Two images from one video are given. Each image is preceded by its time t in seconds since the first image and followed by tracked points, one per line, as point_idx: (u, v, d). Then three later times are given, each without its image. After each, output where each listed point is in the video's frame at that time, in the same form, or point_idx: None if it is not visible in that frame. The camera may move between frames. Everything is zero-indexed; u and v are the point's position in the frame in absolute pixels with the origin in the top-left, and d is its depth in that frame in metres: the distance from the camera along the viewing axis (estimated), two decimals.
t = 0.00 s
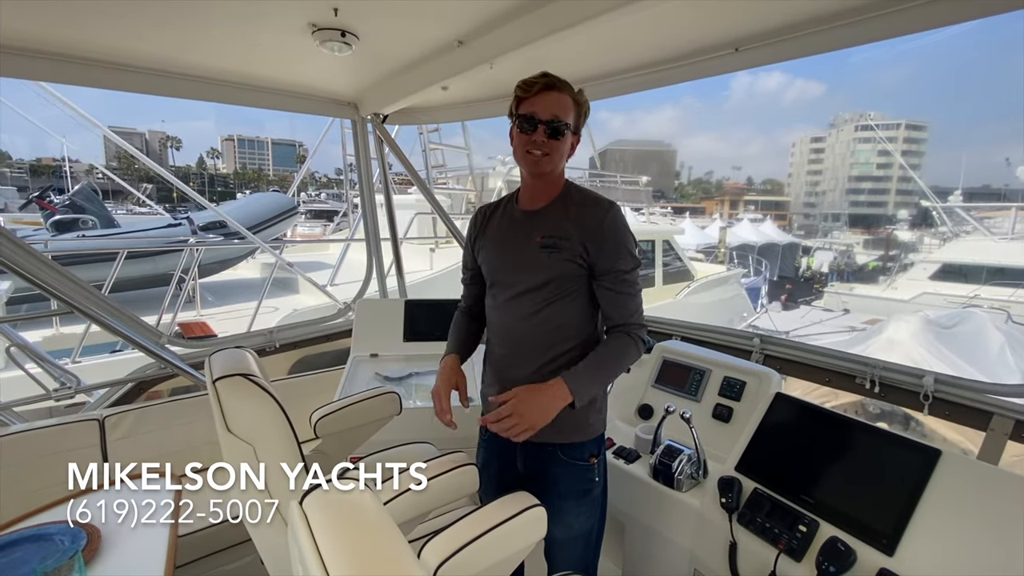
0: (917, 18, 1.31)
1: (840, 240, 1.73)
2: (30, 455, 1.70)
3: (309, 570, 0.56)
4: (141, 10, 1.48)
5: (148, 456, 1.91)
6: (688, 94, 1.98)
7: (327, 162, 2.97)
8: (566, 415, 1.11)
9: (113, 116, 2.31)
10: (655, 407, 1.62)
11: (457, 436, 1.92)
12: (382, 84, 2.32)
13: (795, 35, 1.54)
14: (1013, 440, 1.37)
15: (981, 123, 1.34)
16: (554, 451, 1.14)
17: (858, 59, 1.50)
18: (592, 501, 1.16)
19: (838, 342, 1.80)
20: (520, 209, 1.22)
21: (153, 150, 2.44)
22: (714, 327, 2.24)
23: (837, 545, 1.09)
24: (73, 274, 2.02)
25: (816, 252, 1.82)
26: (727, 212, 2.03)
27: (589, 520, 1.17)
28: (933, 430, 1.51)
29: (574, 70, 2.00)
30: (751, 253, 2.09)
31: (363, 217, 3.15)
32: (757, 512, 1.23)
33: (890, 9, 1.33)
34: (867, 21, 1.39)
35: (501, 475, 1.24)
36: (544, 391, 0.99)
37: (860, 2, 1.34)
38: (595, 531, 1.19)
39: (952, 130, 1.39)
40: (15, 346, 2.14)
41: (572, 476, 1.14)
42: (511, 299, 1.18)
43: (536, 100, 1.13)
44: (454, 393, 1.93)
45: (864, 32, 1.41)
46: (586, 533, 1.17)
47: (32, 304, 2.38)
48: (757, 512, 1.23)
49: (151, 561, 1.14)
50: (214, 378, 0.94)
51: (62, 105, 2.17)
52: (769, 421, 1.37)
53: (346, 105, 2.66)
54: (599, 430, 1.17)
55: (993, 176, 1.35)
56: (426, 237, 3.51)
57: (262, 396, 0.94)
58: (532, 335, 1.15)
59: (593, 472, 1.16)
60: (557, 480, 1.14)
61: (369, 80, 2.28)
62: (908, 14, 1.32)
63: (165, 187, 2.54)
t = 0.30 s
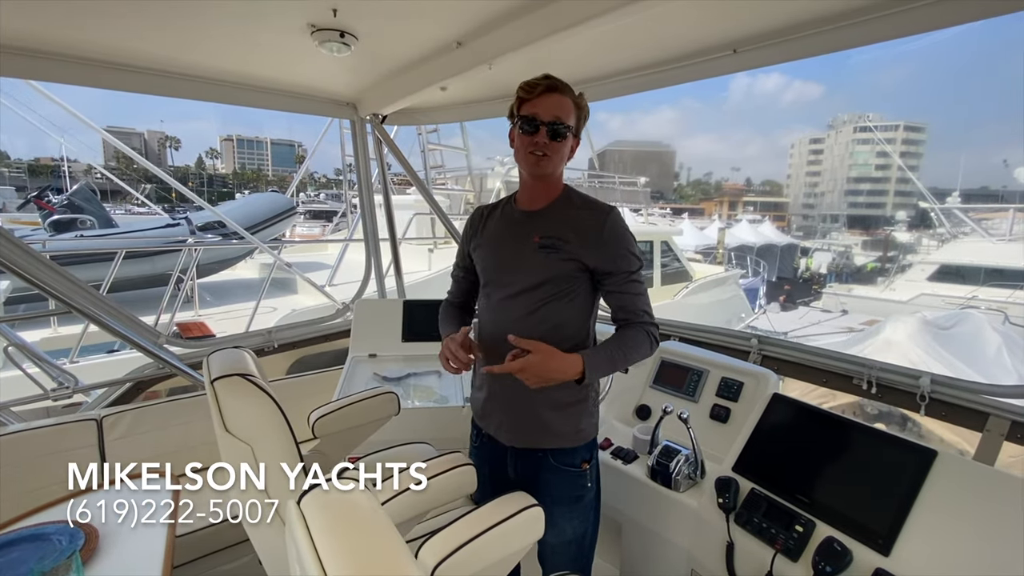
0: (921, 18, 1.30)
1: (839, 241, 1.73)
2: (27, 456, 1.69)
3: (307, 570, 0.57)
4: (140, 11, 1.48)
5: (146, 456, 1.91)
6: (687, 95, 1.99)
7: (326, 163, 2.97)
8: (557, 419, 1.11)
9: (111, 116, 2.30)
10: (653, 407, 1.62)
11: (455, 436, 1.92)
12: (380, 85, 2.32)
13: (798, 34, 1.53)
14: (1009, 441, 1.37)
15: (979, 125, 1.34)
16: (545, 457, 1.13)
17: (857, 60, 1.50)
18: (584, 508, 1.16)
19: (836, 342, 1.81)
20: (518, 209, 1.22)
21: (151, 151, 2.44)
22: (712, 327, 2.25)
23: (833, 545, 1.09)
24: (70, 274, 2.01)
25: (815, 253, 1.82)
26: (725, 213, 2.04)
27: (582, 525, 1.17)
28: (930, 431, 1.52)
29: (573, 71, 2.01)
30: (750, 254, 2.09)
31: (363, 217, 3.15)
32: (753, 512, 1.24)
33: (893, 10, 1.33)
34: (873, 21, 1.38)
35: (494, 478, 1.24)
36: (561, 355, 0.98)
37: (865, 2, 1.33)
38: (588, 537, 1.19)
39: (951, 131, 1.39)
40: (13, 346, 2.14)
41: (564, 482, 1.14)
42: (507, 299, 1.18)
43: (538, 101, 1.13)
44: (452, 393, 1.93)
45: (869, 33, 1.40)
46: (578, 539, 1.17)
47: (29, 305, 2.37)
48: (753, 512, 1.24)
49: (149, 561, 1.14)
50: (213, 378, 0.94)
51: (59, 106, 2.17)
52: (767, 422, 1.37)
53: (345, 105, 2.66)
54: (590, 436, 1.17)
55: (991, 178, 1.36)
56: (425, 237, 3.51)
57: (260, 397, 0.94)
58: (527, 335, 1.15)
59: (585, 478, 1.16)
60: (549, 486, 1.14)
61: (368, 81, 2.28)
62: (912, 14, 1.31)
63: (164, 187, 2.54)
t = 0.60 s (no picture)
0: (929, 18, 1.30)
1: (838, 242, 1.73)
2: (28, 455, 1.70)
3: (308, 569, 0.57)
4: (141, 10, 1.48)
5: (145, 456, 1.91)
6: (686, 97, 1.99)
7: (326, 163, 2.97)
8: (547, 424, 1.12)
9: (111, 116, 2.30)
10: (651, 408, 1.63)
11: (454, 436, 1.92)
12: (381, 85, 2.33)
13: (805, 35, 1.53)
14: (1006, 442, 1.38)
15: (979, 127, 1.35)
16: (536, 463, 1.14)
17: (855, 62, 1.51)
18: (575, 513, 1.17)
19: (835, 343, 1.81)
20: (516, 212, 1.22)
21: (151, 150, 2.45)
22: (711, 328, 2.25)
23: (831, 545, 1.09)
24: (70, 272, 2.01)
25: (815, 254, 1.82)
26: (725, 214, 2.04)
27: (572, 531, 1.18)
28: (927, 432, 1.52)
29: (573, 72, 2.01)
30: (749, 255, 2.09)
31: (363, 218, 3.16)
32: (752, 512, 1.24)
33: (900, 10, 1.33)
34: (880, 21, 1.37)
35: (485, 482, 1.24)
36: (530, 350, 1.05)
37: (872, 2, 1.32)
38: (578, 544, 1.20)
39: (951, 133, 1.40)
40: (12, 346, 2.14)
41: (555, 488, 1.14)
42: (501, 301, 1.18)
43: (542, 107, 1.14)
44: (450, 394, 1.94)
45: (875, 33, 1.39)
46: (569, 545, 1.18)
47: (27, 306, 2.37)
48: (751, 513, 1.24)
49: (149, 561, 1.14)
50: (213, 378, 0.95)
51: (60, 106, 2.17)
52: (765, 424, 1.37)
53: (345, 105, 2.66)
54: (580, 441, 1.18)
55: (991, 178, 1.37)
56: (424, 237, 3.52)
57: (258, 399, 0.94)
58: (521, 335, 1.14)
59: (575, 484, 1.16)
60: (539, 492, 1.14)
61: (369, 81, 2.29)
62: (920, 15, 1.31)
63: (164, 186, 2.54)
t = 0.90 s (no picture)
0: (934, 20, 1.30)
1: (838, 243, 1.74)
2: (29, 454, 1.70)
3: (309, 567, 0.57)
4: (143, 11, 1.49)
5: (146, 455, 1.91)
6: (687, 97, 1.99)
7: (326, 163, 2.97)
8: (545, 422, 1.12)
9: (112, 116, 2.31)
10: (651, 409, 1.63)
11: (454, 436, 1.93)
12: (382, 86, 2.33)
13: (808, 35, 1.53)
14: (1006, 443, 1.38)
15: (980, 128, 1.35)
16: (533, 462, 1.14)
17: (855, 64, 1.52)
18: (572, 512, 1.17)
19: (835, 344, 1.82)
20: (516, 212, 1.23)
21: (152, 150, 2.45)
22: (710, 329, 2.25)
23: (830, 545, 1.09)
24: (70, 271, 2.01)
25: (816, 255, 1.82)
26: (725, 215, 2.03)
27: (569, 531, 1.18)
28: (927, 432, 1.52)
29: (574, 73, 2.01)
30: (749, 256, 2.09)
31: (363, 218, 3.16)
32: (751, 512, 1.24)
33: (906, 10, 1.33)
34: (883, 22, 1.37)
35: (483, 482, 1.24)
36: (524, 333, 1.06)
37: (877, 2, 1.32)
38: (576, 543, 1.20)
39: (952, 134, 1.40)
40: (13, 344, 2.14)
41: (553, 487, 1.14)
42: (500, 301, 1.19)
43: (541, 107, 1.14)
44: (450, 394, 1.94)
45: (878, 34, 1.39)
46: (566, 544, 1.18)
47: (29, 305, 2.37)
48: (751, 513, 1.24)
49: (149, 561, 1.14)
50: (214, 378, 0.95)
51: (62, 105, 2.17)
52: (764, 424, 1.37)
53: (345, 105, 2.66)
54: (579, 441, 1.18)
55: (991, 180, 1.37)
56: (424, 237, 3.52)
57: (258, 398, 0.94)
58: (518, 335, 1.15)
59: (572, 483, 1.17)
60: (536, 491, 1.14)
61: (370, 81, 2.29)
62: (924, 16, 1.31)
63: (164, 186, 2.55)
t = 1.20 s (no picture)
0: (938, 20, 1.29)
1: (839, 244, 1.73)
2: (29, 454, 1.70)
3: (309, 567, 0.57)
4: (145, 10, 1.49)
5: (146, 455, 1.91)
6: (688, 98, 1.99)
7: (326, 162, 2.97)
8: (546, 422, 1.12)
9: (112, 115, 2.31)
10: (651, 409, 1.63)
11: (454, 436, 1.92)
12: (383, 86, 2.33)
13: (811, 36, 1.52)
14: (1006, 445, 1.38)
15: (982, 129, 1.35)
16: (535, 460, 1.14)
17: (857, 64, 1.51)
18: (574, 511, 1.17)
19: (836, 346, 1.81)
20: (516, 213, 1.23)
21: (152, 149, 2.45)
22: (710, 329, 2.25)
23: (830, 545, 1.09)
24: (71, 271, 2.01)
25: (817, 256, 1.82)
26: (726, 215, 2.03)
27: (570, 530, 1.18)
28: (928, 434, 1.52)
29: (576, 73, 2.01)
30: (749, 257, 2.09)
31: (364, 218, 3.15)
32: (751, 513, 1.24)
33: (911, 10, 1.32)
34: (886, 23, 1.37)
35: (484, 481, 1.24)
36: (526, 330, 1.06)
37: (881, 2, 1.32)
38: (577, 541, 1.20)
39: (953, 135, 1.40)
40: (14, 343, 2.13)
41: (554, 485, 1.14)
42: (502, 302, 1.19)
43: (542, 107, 1.14)
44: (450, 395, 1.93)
45: (882, 34, 1.39)
46: (567, 543, 1.18)
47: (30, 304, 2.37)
48: (751, 513, 1.24)
49: (149, 561, 1.14)
50: (214, 377, 0.95)
51: (62, 105, 2.18)
52: (764, 424, 1.37)
53: (346, 105, 2.66)
54: (580, 440, 1.18)
55: (992, 181, 1.37)
56: (425, 237, 3.52)
57: (259, 397, 0.95)
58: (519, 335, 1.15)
59: (575, 481, 1.17)
60: (538, 490, 1.14)
61: (371, 81, 2.29)
62: (929, 16, 1.30)
63: (164, 186, 2.55)
